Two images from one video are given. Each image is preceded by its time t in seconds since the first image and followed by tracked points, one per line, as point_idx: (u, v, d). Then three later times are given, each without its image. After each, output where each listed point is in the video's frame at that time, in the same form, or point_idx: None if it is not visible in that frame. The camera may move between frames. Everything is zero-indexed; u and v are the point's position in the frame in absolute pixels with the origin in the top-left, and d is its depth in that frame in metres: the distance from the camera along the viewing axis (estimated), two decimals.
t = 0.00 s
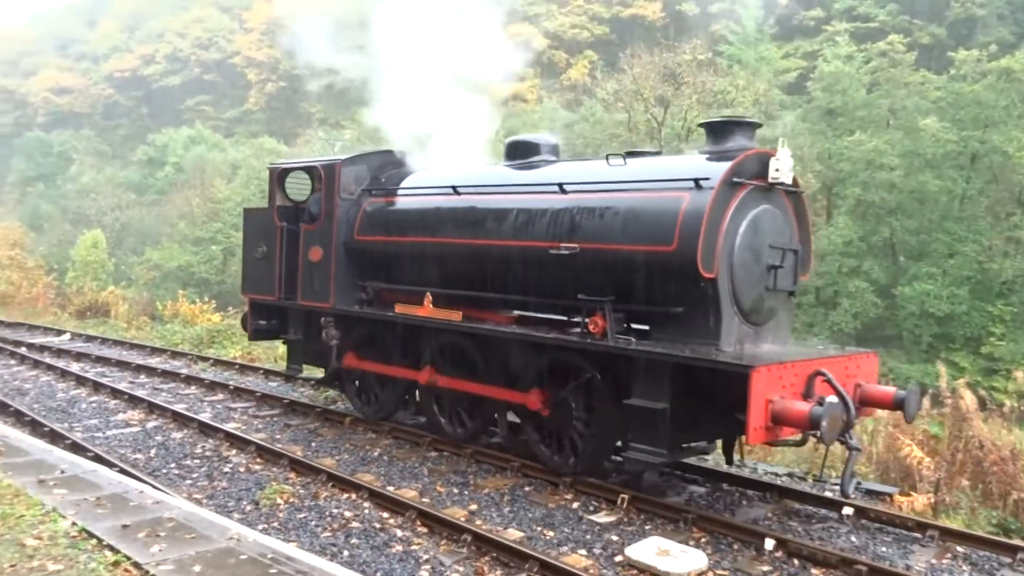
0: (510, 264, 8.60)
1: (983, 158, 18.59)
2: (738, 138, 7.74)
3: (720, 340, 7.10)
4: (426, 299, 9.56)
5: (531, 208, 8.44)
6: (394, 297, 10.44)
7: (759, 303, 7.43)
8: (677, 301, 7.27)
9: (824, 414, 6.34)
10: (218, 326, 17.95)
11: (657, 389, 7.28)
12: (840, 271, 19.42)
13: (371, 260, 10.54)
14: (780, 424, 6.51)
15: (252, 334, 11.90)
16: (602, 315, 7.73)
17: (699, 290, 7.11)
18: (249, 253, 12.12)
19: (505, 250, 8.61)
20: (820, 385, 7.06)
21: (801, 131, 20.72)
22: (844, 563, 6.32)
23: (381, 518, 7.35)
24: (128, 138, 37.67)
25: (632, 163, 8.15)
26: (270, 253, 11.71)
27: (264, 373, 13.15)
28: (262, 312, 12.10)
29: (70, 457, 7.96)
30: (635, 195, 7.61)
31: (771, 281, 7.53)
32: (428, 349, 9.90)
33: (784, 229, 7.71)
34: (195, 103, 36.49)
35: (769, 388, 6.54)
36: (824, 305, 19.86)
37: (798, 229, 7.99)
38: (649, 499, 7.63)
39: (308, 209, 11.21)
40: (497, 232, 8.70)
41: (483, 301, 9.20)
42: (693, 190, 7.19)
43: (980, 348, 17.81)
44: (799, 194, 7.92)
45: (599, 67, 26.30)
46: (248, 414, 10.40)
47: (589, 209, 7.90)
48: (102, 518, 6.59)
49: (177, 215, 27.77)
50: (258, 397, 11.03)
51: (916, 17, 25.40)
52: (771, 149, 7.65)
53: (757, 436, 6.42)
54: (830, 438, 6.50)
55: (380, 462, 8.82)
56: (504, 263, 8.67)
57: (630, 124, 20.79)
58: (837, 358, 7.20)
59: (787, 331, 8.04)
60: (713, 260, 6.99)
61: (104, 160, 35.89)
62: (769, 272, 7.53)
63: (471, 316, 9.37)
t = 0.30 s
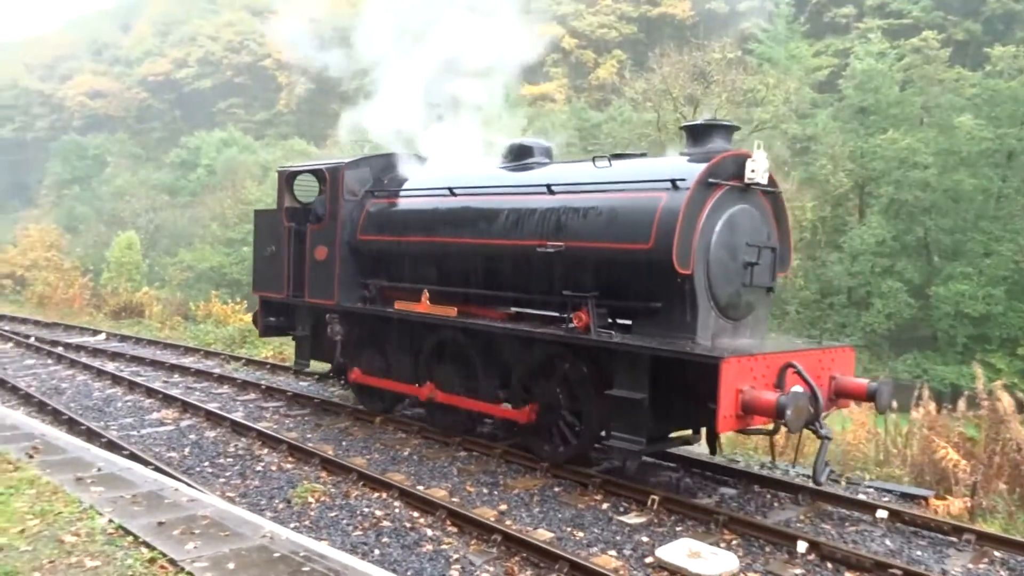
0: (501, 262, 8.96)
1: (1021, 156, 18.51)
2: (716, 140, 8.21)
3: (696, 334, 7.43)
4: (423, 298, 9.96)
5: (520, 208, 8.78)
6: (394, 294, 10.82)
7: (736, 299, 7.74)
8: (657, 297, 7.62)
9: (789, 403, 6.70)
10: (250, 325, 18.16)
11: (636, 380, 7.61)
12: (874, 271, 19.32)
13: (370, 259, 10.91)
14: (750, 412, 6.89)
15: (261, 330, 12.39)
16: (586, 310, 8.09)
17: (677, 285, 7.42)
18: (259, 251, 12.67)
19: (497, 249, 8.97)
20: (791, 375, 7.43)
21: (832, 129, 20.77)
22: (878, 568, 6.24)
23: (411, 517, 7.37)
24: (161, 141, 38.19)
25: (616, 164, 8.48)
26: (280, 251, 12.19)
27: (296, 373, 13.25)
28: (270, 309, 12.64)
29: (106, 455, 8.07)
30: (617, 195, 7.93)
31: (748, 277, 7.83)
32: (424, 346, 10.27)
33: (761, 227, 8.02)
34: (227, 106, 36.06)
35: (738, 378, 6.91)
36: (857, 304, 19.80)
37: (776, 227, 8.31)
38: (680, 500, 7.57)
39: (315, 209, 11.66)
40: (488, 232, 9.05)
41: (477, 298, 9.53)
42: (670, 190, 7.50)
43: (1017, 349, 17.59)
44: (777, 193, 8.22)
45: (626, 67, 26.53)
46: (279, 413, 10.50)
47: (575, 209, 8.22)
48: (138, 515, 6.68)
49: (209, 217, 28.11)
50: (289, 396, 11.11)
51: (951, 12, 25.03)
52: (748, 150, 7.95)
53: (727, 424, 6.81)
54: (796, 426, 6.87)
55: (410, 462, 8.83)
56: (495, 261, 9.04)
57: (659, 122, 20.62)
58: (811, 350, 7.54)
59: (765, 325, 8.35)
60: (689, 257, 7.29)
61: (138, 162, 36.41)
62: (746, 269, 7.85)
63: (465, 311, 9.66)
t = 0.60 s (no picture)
0: (495, 261, 9.34)
1: None
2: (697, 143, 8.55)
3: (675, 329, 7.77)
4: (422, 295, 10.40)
5: (512, 209, 9.17)
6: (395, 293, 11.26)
7: (715, 295, 8.06)
8: (638, 294, 7.96)
9: (759, 394, 6.98)
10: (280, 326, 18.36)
11: (619, 372, 7.96)
12: (906, 272, 19.40)
13: (372, 259, 11.32)
14: (723, 404, 7.17)
15: (271, 326, 12.86)
16: (572, 307, 8.47)
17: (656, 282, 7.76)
18: (269, 251, 13.17)
19: (491, 249, 9.36)
20: (765, 370, 7.72)
21: (864, 127, 20.61)
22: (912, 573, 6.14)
23: (439, 518, 7.39)
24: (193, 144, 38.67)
25: (604, 167, 8.82)
26: (289, 252, 12.65)
27: (325, 373, 13.35)
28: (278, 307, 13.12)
29: (140, 454, 8.18)
30: (602, 197, 8.28)
31: (727, 275, 8.13)
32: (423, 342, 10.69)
33: (741, 227, 8.34)
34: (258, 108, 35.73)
35: (712, 370, 7.21)
36: (888, 306, 19.94)
37: (757, 227, 8.62)
38: (708, 502, 7.53)
39: (322, 211, 12.10)
40: (482, 232, 9.45)
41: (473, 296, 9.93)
42: (650, 192, 7.83)
43: None
44: (757, 195, 8.52)
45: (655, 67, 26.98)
46: (309, 414, 10.58)
47: (562, 210, 8.59)
48: (172, 513, 6.76)
49: (239, 219, 28.39)
50: (318, 397, 11.21)
51: (984, 10, 24.63)
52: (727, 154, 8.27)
53: (701, 415, 7.09)
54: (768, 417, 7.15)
55: (438, 462, 8.87)
56: (488, 261, 9.43)
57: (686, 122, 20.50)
58: (786, 345, 7.82)
59: (747, 321, 8.64)
60: (668, 257, 7.63)
61: (170, 165, 36.88)
62: (725, 267, 8.16)
63: (461, 309, 10.04)
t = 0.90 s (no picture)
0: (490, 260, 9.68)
1: None
2: (683, 148, 8.82)
3: (660, 325, 8.01)
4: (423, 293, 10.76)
5: (506, 210, 9.50)
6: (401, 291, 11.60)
7: (699, 293, 8.29)
8: (625, 291, 8.23)
9: (733, 386, 7.23)
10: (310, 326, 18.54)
11: (605, 366, 8.22)
12: (939, 274, 19.17)
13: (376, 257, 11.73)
14: (701, 396, 7.44)
15: (283, 324, 13.35)
16: (562, 303, 8.77)
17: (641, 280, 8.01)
18: (281, 252, 13.69)
19: (486, 249, 9.69)
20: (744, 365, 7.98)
21: (896, 127, 20.48)
22: None
23: (467, 518, 7.41)
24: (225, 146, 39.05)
25: (596, 171, 9.10)
26: (300, 253, 13.15)
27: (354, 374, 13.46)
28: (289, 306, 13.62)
29: (173, 452, 8.30)
30: (590, 199, 8.57)
31: (711, 274, 8.36)
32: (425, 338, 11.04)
33: (725, 228, 8.58)
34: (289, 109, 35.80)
35: (691, 364, 7.48)
36: (921, 309, 19.85)
37: (740, 228, 8.86)
38: (737, 505, 7.47)
39: (329, 213, 12.61)
40: (478, 233, 9.80)
41: (472, 294, 10.24)
42: (636, 195, 8.09)
43: None
44: (741, 197, 8.76)
45: (684, 67, 27.23)
46: (337, 414, 10.65)
47: (554, 212, 8.89)
48: (206, 511, 6.84)
49: (270, 220, 28.63)
50: (347, 397, 11.31)
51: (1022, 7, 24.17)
52: (711, 158, 8.52)
53: (679, 405, 7.36)
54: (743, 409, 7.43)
55: (466, 463, 8.88)
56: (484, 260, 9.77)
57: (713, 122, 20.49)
58: (765, 341, 8.08)
59: (733, 319, 8.87)
60: (651, 256, 7.89)
61: (202, 168, 37.29)
62: (709, 267, 8.39)
63: (460, 306, 10.37)
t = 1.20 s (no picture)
0: (483, 259, 10.07)
1: None
2: (667, 152, 9.17)
3: (643, 322, 8.33)
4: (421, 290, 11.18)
5: (499, 211, 9.86)
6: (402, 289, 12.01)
7: (682, 291, 8.65)
8: (611, 289, 8.58)
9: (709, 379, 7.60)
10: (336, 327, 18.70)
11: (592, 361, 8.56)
12: (970, 276, 19.02)
13: (376, 256, 12.18)
14: (680, 389, 7.76)
15: (292, 320, 13.87)
16: (551, 300, 9.13)
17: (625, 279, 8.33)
18: (291, 251, 14.22)
19: (480, 248, 10.06)
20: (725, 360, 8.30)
21: (926, 127, 20.36)
22: None
23: (492, 520, 7.40)
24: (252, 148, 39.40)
25: (585, 174, 9.44)
26: (307, 252, 13.65)
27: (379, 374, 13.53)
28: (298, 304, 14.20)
29: (201, 451, 8.37)
30: (578, 200, 8.91)
31: (693, 273, 8.71)
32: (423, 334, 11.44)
33: (707, 229, 8.92)
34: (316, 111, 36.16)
35: (671, 358, 7.80)
36: (951, 311, 19.65)
37: (724, 229, 9.22)
38: (763, 508, 7.41)
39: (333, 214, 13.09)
40: (472, 233, 10.18)
41: (468, 292, 10.62)
42: (620, 198, 8.43)
43: None
44: (724, 199, 9.09)
45: (710, 67, 27.80)
46: (363, 414, 10.70)
47: (544, 213, 9.24)
48: (233, 510, 6.90)
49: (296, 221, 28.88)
50: (372, 398, 11.35)
51: None
52: (694, 161, 8.88)
53: (658, 398, 7.68)
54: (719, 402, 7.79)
55: (490, 464, 8.88)
56: (478, 259, 10.17)
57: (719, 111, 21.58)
58: (745, 338, 8.41)
59: (716, 316, 9.20)
60: (634, 256, 8.22)
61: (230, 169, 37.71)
62: (691, 266, 8.74)
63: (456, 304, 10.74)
